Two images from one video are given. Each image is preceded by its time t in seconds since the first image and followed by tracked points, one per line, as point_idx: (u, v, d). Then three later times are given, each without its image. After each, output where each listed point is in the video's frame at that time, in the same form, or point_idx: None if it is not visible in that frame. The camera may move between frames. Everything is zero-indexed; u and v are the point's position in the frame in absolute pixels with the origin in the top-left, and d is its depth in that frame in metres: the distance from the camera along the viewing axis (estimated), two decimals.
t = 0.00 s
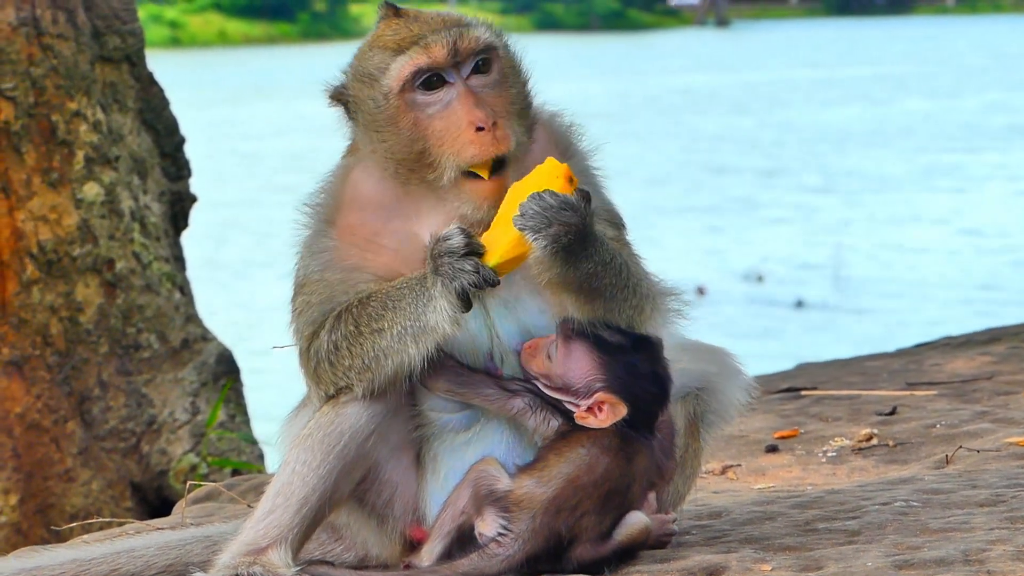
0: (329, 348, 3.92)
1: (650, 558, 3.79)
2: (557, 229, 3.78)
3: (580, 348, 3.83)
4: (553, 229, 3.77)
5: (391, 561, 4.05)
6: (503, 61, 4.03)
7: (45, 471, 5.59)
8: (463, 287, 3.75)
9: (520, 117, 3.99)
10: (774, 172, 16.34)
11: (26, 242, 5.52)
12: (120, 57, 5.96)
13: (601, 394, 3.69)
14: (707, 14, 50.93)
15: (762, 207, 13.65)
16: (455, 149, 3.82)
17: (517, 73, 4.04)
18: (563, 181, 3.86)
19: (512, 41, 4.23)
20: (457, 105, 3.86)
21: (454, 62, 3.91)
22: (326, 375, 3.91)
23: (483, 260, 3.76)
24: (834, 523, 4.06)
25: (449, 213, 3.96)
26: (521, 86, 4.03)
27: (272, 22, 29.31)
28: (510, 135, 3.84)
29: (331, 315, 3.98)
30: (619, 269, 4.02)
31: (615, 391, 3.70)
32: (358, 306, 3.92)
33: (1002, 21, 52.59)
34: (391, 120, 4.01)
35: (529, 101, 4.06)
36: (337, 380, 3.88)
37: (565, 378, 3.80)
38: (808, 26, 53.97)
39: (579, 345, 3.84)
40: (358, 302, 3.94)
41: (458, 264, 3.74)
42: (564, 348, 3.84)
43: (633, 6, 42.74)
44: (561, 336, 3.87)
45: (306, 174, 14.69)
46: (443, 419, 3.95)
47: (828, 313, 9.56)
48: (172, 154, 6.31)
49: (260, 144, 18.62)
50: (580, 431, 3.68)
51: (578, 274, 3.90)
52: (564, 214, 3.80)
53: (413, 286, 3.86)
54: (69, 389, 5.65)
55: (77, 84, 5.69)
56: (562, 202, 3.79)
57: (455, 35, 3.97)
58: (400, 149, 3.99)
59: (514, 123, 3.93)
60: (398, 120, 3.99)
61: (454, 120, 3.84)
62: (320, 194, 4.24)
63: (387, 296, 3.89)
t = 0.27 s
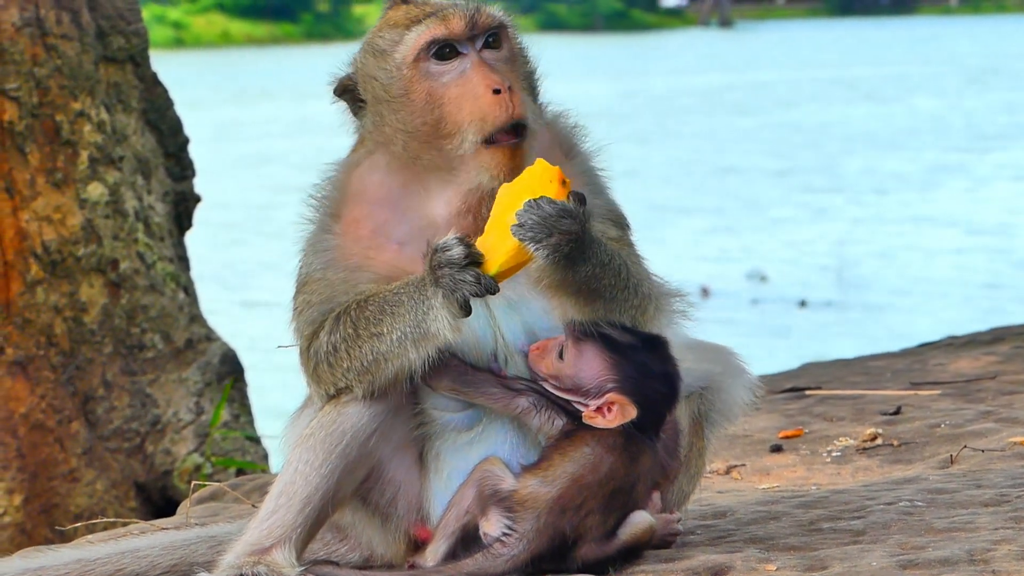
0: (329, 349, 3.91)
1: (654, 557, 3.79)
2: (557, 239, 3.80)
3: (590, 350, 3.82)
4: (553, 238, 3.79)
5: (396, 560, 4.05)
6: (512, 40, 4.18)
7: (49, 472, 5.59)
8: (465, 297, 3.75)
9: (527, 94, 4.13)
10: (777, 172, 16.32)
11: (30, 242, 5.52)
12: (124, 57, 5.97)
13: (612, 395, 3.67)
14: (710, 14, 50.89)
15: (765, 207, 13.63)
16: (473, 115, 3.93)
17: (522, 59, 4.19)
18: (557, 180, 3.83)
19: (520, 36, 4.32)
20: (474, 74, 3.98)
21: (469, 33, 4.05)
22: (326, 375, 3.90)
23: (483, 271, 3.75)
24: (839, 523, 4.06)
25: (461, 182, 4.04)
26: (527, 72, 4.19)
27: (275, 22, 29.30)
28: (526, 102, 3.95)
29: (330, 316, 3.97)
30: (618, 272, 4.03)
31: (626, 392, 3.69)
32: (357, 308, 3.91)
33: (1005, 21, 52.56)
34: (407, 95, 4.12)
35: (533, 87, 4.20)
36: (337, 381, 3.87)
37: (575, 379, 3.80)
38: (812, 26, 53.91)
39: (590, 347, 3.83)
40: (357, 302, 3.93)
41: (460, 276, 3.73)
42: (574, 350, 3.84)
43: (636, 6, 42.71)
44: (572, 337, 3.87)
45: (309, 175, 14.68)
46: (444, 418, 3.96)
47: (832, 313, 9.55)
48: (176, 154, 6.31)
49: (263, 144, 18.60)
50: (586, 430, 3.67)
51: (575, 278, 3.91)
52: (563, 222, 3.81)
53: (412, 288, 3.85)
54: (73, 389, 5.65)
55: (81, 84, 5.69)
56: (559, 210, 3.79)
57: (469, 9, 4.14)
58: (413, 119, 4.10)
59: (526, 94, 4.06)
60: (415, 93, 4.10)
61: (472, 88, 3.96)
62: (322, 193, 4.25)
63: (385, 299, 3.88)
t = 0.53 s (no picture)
0: (330, 349, 3.92)
1: (658, 556, 3.79)
2: (557, 235, 3.79)
3: (593, 349, 3.82)
4: (552, 235, 3.78)
5: (400, 559, 4.04)
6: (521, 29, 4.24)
7: (53, 471, 5.59)
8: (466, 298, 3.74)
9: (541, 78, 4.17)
10: (782, 173, 16.31)
11: (34, 242, 5.53)
12: (128, 57, 5.97)
13: (614, 393, 3.67)
14: (714, 15, 50.85)
15: (769, 208, 13.62)
16: (498, 92, 3.94)
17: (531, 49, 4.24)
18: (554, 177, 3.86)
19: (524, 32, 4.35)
20: (495, 54, 4.02)
21: (486, 16, 4.09)
22: (327, 375, 3.91)
23: (483, 270, 3.74)
24: (843, 522, 4.05)
25: (482, 161, 4.07)
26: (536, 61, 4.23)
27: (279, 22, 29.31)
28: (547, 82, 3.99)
29: (330, 317, 3.99)
30: (616, 269, 4.02)
31: (628, 390, 3.69)
32: (357, 308, 3.92)
33: (1008, 22, 52.53)
34: (424, 76, 4.14)
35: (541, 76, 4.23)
36: (338, 381, 3.88)
37: (578, 377, 3.79)
38: (816, 27, 53.87)
39: (591, 346, 3.83)
40: (357, 303, 3.94)
41: (459, 277, 3.73)
42: (577, 349, 3.84)
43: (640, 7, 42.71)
44: (574, 337, 3.87)
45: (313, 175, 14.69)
46: (447, 417, 3.96)
47: (836, 313, 9.54)
48: (180, 154, 6.32)
49: (267, 145, 18.60)
50: (589, 429, 3.67)
51: (573, 275, 3.90)
52: (562, 219, 3.80)
53: (411, 287, 3.85)
54: (77, 389, 5.65)
55: (85, 84, 5.70)
56: (558, 206, 3.79)
57: None
58: (432, 99, 4.10)
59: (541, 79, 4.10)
60: (433, 74, 4.12)
61: (494, 67, 3.99)
62: (324, 191, 4.26)
63: (384, 300, 3.88)
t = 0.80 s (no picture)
0: (334, 348, 3.93)
1: (663, 556, 3.79)
2: (563, 236, 3.79)
3: (600, 349, 3.82)
4: (558, 236, 3.78)
5: (405, 558, 4.04)
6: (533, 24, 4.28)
7: (56, 470, 5.60)
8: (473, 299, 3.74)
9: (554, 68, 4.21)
10: (785, 172, 16.31)
11: (38, 241, 5.53)
12: (133, 56, 5.97)
13: (620, 393, 3.67)
14: (718, 14, 50.82)
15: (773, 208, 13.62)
16: (517, 78, 3.97)
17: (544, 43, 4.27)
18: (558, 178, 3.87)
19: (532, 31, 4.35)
20: (512, 42, 4.06)
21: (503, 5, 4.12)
22: (332, 373, 3.92)
23: (489, 271, 3.73)
24: (847, 522, 4.05)
25: (499, 148, 4.09)
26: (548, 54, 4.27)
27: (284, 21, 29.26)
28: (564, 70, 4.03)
29: (335, 315, 4.00)
30: (623, 270, 4.01)
31: (633, 390, 3.70)
32: (362, 307, 3.92)
33: (1011, 22, 52.52)
34: (440, 64, 4.16)
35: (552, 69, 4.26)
36: (343, 379, 3.88)
37: (583, 376, 3.80)
38: (819, 27, 53.84)
39: (598, 346, 3.83)
40: (362, 301, 3.94)
41: (467, 277, 3.72)
42: (583, 349, 3.84)
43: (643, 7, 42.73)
44: (581, 336, 3.86)
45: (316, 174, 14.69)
46: (451, 416, 3.95)
47: (840, 312, 9.54)
48: (184, 153, 6.32)
49: (270, 144, 18.61)
50: (594, 428, 3.67)
51: (578, 276, 3.89)
52: (568, 219, 3.80)
53: (417, 286, 3.84)
54: (81, 388, 5.66)
55: (88, 83, 5.70)
56: (563, 206, 3.78)
57: None
58: (448, 86, 4.13)
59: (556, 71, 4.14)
60: (449, 61, 4.15)
61: (512, 53, 4.03)
62: (331, 187, 4.26)
63: (388, 298, 3.87)
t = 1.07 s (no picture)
0: (334, 346, 3.93)
1: (664, 555, 3.79)
2: (562, 234, 3.78)
3: (601, 348, 3.82)
4: (557, 233, 3.77)
5: (406, 557, 4.04)
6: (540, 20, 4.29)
7: (59, 468, 5.62)
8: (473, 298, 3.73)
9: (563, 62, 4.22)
10: (788, 172, 16.30)
11: (41, 238, 5.54)
12: (135, 54, 5.98)
13: (621, 392, 3.66)
14: (722, 14, 50.79)
15: (776, 208, 13.61)
16: (539, 68, 3.96)
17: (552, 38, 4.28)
18: (558, 176, 3.88)
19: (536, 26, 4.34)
20: (528, 35, 4.06)
21: None
22: (332, 371, 3.92)
23: (489, 270, 3.72)
24: (849, 521, 4.05)
25: (512, 141, 4.09)
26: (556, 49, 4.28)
27: (288, 19, 29.30)
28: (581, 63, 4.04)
29: (336, 312, 4.00)
30: (624, 267, 4.01)
31: (634, 388, 3.69)
32: (362, 304, 3.92)
33: (1015, 23, 52.50)
34: (455, 56, 4.14)
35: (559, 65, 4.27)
36: (343, 377, 3.89)
37: (585, 374, 3.80)
38: (823, 27, 53.80)
39: (600, 345, 3.83)
40: (362, 298, 3.94)
41: (466, 276, 3.71)
42: (585, 347, 3.83)
43: (647, 7, 42.74)
44: (583, 335, 3.86)
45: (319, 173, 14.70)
46: (452, 414, 3.96)
47: (842, 312, 9.54)
48: (186, 151, 6.33)
49: (274, 142, 18.63)
50: (595, 427, 3.67)
51: (578, 274, 3.88)
52: (567, 216, 3.78)
53: (417, 283, 3.84)
54: (83, 385, 5.67)
55: (91, 81, 5.71)
56: (563, 204, 3.77)
57: None
58: (464, 78, 4.10)
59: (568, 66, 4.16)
60: (465, 53, 4.12)
61: (529, 45, 4.02)
62: (335, 182, 4.27)
63: (388, 296, 3.87)
